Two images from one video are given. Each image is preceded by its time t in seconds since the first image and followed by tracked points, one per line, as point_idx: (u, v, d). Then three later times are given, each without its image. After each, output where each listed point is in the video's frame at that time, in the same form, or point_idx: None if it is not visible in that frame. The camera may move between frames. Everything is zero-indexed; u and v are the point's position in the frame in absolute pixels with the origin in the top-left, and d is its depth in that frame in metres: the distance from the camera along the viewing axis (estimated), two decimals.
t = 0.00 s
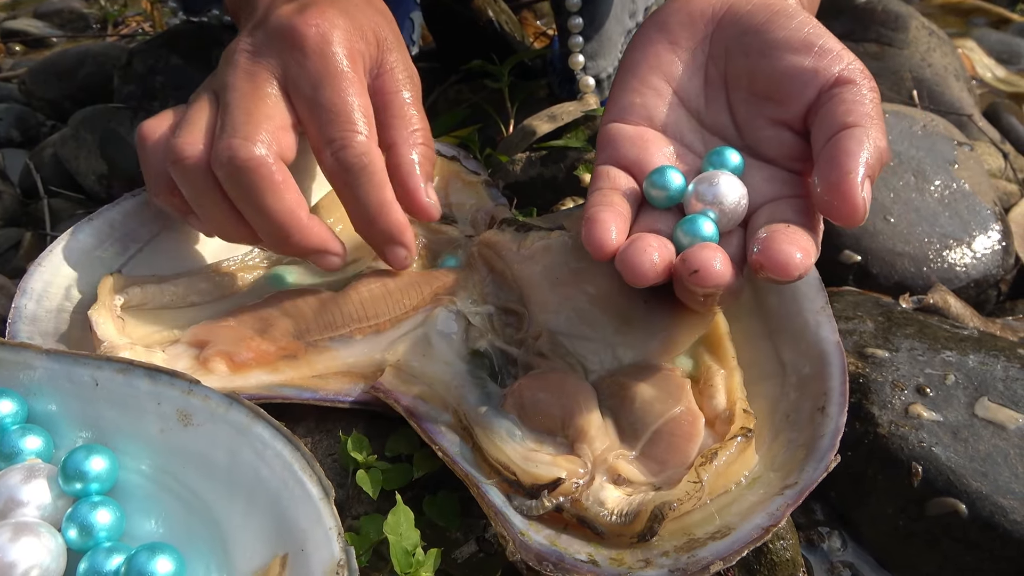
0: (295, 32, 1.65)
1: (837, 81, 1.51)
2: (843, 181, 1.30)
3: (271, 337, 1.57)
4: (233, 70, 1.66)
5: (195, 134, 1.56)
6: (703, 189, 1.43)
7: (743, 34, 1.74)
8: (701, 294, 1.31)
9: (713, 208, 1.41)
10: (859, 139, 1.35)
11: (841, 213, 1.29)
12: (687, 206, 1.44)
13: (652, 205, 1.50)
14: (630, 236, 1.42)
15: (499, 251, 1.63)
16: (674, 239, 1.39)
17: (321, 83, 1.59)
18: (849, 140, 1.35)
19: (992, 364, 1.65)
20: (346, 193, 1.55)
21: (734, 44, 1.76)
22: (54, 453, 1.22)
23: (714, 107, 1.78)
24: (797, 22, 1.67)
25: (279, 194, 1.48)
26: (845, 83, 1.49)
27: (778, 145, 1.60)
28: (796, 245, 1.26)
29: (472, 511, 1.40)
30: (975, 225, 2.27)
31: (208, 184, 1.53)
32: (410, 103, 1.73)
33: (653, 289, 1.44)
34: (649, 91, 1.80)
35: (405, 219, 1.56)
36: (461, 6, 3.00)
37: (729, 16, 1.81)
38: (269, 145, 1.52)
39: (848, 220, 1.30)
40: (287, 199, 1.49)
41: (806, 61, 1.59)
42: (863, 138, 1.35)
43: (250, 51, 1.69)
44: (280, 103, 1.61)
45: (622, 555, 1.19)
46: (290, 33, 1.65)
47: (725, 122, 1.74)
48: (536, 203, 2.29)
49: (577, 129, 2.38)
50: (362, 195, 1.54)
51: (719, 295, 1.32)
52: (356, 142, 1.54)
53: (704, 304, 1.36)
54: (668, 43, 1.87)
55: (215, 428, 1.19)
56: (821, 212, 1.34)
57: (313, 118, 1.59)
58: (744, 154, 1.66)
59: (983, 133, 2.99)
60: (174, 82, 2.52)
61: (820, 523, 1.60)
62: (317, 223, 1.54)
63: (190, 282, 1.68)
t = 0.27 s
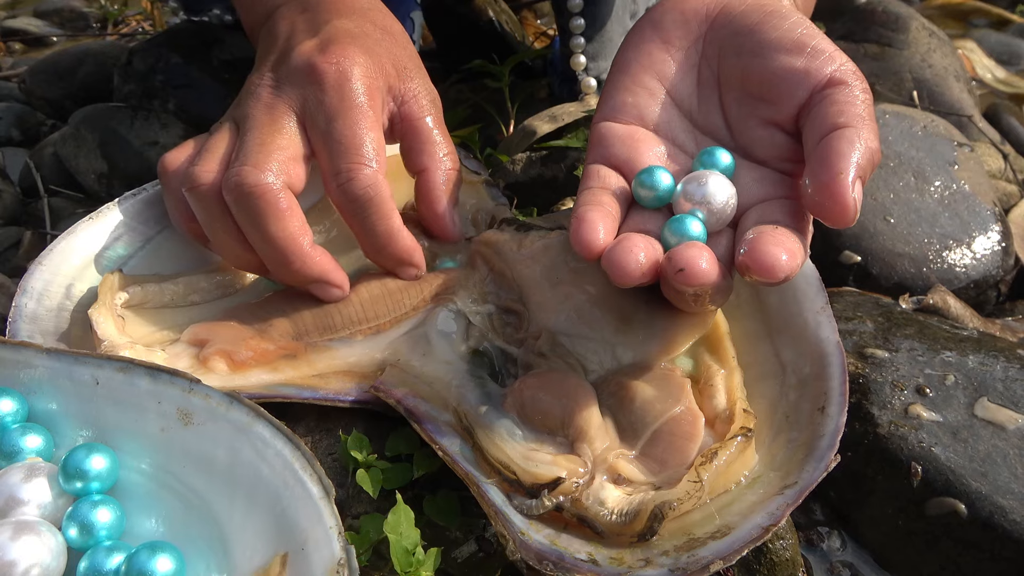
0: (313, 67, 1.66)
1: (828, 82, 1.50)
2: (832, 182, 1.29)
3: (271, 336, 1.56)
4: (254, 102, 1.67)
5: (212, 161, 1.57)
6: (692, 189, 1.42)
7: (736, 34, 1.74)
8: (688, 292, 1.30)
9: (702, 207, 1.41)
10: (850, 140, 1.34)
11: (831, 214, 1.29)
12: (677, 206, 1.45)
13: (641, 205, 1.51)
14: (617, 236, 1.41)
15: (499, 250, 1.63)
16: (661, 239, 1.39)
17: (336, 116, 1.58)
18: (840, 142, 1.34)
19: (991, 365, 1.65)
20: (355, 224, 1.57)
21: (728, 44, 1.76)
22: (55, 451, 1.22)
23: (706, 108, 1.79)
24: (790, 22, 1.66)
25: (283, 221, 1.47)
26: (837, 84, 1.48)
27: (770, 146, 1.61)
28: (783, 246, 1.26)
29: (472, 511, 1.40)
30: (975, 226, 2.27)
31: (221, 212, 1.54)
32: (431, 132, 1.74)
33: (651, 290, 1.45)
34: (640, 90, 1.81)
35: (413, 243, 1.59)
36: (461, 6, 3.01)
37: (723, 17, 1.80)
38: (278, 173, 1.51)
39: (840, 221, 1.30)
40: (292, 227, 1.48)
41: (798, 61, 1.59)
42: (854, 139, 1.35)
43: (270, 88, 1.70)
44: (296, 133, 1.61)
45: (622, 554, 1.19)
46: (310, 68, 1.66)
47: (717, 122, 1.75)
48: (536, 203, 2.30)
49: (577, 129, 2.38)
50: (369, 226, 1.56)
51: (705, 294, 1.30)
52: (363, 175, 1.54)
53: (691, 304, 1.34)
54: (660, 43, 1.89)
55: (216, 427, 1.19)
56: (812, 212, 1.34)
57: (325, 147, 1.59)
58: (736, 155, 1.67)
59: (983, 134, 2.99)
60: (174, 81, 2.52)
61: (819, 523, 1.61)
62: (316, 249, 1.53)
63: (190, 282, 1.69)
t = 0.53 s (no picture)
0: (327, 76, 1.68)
1: (828, 86, 1.50)
2: (831, 186, 1.30)
3: (269, 337, 1.56)
4: (268, 108, 1.71)
5: (225, 165, 1.60)
6: (691, 194, 1.42)
7: (736, 39, 1.74)
8: (685, 298, 1.30)
9: (701, 212, 1.41)
10: (849, 144, 1.35)
11: (830, 219, 1.29)
12: (676, 211, 1.45)
13: (641, 209, 1.51)
14: (615, 241, 1.41)
15: (497, 251, 1.63)
16: (661, 244, 1.39)
17: (348, 122, 1.61)
18: (839, 146, 1.35)
19: (989, 366, 1.65)
20: (364, 228, 1.58)
21: (727, 49, 1.76)
22: (52, 452, 1.22)
23: (707, 112, 1.78)
24: (790, 27, 1.67)
25: (287, 222, 1.48)
26: (837, 88, 1.48)
27: (771, 151, 1.60)
28: (779, 251, 1.26)
29: (469, 512, 1.40)
30: (973, 227, 2.27)
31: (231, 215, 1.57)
32: (443, 136, 1.77)
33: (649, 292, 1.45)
34: (640, 95, 1.81)
35: (424, 247, 1.60)
36: (461, 7, 3.01)
37: (723, 22, 1.81)
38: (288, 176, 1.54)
39: (839, 226, 1.30)
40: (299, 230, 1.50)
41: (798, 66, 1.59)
42: (853, 143, 1.35)
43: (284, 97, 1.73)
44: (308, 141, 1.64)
45: (620, 555, 1.19)
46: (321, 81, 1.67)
47: (717, 127, 1.75)
48: (535, 204, 2.30)
49: (576, 131, 2.38)
50: (379, 233, 1.57)
51: (702, 299, 1.30)
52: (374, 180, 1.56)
53: (689, 308, 1.35)
54: (661, 48, 1.89)
55: (214, 428, 1.19)
56: (811, 216, 1.34)
57: (337, 153, 1.61)
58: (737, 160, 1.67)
59: (982, 134, 2.99)
60: (173, 81, 2.52)
61: (818, 523, 1.61)
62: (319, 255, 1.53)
63: (188, 281, 1.68)
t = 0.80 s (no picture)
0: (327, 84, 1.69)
1: (829, 83, 1.50)
2: (832, 184, 1.29)
3: (269, 337, 1.56)
4: (271, 114, 1.71)
5: (226, 169, 1.60)
6: (694, 192, 1.42)
7: (737, 38, 1.74)
8: (687, 296, 1.30)
9: (704, 211, 1.41)
10: (851, 142, 1.34)
11: (832, 216, 1.29)
12: (679, 210, 1.44)
13: (643, 208, 1.51)
14: (618, 240, 1.41)
15: (497, 250, 1.63)
16: (663, 242, 1.39)
17: (350, 135, 1.61)
18: (840, 144, 1.34)
19: (990, 365, 1.65)
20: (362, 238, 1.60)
21: (729, 47, 1.76)
22: (52, 451, 1.22)
23: (708, 110, 1.79)
24: (791, 24, 1.66)
25: (286, 230, 1.49)
26: (837, 85, 1.48)
27: (774, 149, 1.60)
28: (780, 249, 1.26)
29: (470, 511, 1.40)
30: (973, 226, 2.27)
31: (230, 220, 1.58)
32: (443, 142, 1.78)
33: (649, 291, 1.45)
34: (641, 94, 1.82)
35: (416, 256, 1.62)
36: (461, 7, 3.02)
37: (724, 20, 1.80)
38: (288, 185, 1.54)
39: (840, 223, 1.30)
40: (297, 239, 1.50)
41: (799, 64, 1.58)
42: (854, 141, 1.35)
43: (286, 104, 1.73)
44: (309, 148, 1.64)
45: (621, 554, 1.19)
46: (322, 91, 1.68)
47: (719, 125, 1.75)
48: (535, 203, 2.30)
49: (576, 130, 2.38)
50: (379, 243, 1.59)
51: (704, 298, 1.30)
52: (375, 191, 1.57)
53: (690, 307, 1.34)
54: (662, 47, 1.90)
55: (214, 427, 1.19)
56: (812, 213, 1.34)
57: (338, 162, 1.62)
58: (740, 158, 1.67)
59: (982, 134, 3.00)
60: (173, 81, 2.52)
61: (818, 523, 1.61)
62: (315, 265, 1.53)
63: (188, 281, 1.68)
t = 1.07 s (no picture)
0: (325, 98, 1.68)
1: (822, 84, 1.50)
2: (824, 184, 1.30)
3: (268, 339, 1.57)
4: (269, 130, 1.72)
5: (223, 186, 1.61)
6: (687, 192, 1.43)
7: (732, 39, 1.74)
8: (677, 295, 1.30)
9: (697, 211, 1.41)
10: (844, 143, 1.35)
11: (824, 216, 1.29)
12: (673, 210, 1.45)
13: (638, 209, 1.51)
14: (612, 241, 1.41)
15: (496, 252, 1.63)
16: (657, 243, 1.40)
17: (350, 152, 1.62)
18: (832, 145, 1.35)
19: (988, 366, 1.65)
20: (366, 252, 1.62)
21: (724, 49, 1.76)
22: (52, 453, 1.22)
23: (704, 112, 1.78)
24: (786, 26, 1.66)
25: (286, 248, 1.49)
26: (831, 86, 1.48)
27: (768, 149, 1.61)
28: (769, 250, 1.26)
29: (470, 513, 1.41)
30: (972, 228, 2.27)
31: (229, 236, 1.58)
32: (441, 153, 1.79)
33: (647, 294, 1.46)
34: (638, 95, 1.82)
35: (421, 266, 1.64)
36: (460, 8, 3.02)
37: (719, 22, 1.81)
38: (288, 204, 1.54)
39: (832, 223, 1.30)
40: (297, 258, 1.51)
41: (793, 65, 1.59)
42: (847, 142, 1.35)
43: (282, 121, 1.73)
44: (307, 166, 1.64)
45: (620, 556, 1.20)
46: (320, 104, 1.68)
47: (715, 127, 1.75)
48: (535, 204, 2.30)
49: (575, 131, 2.37)
50: (381, 257, 1.62)
51: (696, 298, 1.31)
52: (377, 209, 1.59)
53: (683, 306, 1.35)
54: (658, 48, 1.90)
55: (215, 430, 1.19)
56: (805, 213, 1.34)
57: (338, 178, 1.63)
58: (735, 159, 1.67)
59: (981, 135, 3.00)
60: (173, 82, 2.52)
61: (817, 524, 1.61)
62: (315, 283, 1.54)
63: (188, 283, 1.68)
